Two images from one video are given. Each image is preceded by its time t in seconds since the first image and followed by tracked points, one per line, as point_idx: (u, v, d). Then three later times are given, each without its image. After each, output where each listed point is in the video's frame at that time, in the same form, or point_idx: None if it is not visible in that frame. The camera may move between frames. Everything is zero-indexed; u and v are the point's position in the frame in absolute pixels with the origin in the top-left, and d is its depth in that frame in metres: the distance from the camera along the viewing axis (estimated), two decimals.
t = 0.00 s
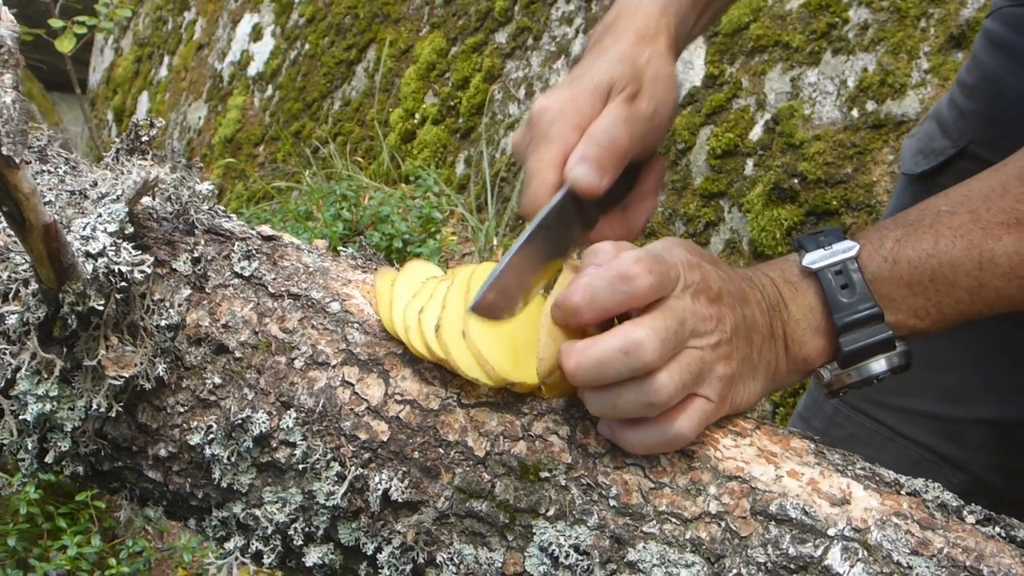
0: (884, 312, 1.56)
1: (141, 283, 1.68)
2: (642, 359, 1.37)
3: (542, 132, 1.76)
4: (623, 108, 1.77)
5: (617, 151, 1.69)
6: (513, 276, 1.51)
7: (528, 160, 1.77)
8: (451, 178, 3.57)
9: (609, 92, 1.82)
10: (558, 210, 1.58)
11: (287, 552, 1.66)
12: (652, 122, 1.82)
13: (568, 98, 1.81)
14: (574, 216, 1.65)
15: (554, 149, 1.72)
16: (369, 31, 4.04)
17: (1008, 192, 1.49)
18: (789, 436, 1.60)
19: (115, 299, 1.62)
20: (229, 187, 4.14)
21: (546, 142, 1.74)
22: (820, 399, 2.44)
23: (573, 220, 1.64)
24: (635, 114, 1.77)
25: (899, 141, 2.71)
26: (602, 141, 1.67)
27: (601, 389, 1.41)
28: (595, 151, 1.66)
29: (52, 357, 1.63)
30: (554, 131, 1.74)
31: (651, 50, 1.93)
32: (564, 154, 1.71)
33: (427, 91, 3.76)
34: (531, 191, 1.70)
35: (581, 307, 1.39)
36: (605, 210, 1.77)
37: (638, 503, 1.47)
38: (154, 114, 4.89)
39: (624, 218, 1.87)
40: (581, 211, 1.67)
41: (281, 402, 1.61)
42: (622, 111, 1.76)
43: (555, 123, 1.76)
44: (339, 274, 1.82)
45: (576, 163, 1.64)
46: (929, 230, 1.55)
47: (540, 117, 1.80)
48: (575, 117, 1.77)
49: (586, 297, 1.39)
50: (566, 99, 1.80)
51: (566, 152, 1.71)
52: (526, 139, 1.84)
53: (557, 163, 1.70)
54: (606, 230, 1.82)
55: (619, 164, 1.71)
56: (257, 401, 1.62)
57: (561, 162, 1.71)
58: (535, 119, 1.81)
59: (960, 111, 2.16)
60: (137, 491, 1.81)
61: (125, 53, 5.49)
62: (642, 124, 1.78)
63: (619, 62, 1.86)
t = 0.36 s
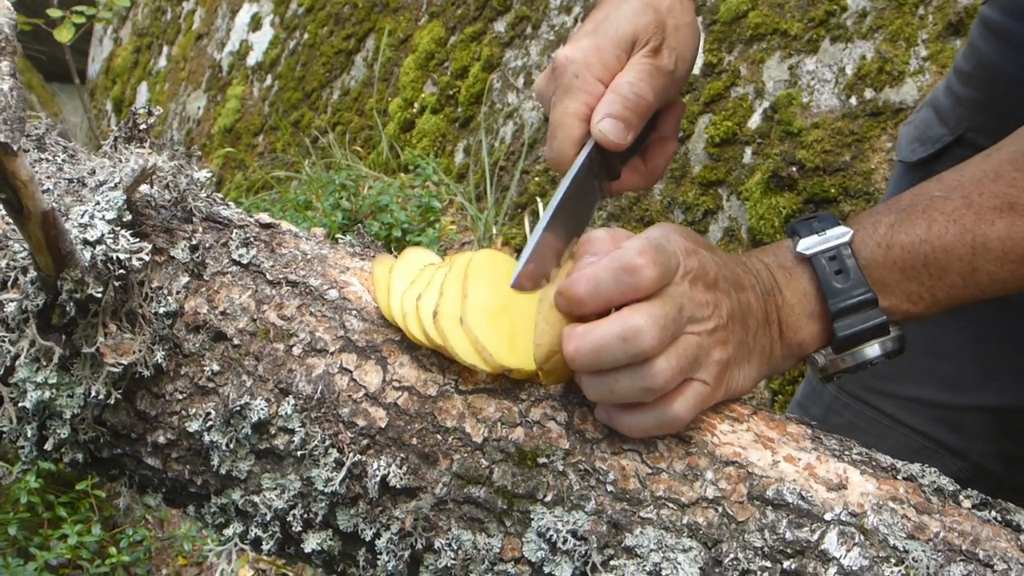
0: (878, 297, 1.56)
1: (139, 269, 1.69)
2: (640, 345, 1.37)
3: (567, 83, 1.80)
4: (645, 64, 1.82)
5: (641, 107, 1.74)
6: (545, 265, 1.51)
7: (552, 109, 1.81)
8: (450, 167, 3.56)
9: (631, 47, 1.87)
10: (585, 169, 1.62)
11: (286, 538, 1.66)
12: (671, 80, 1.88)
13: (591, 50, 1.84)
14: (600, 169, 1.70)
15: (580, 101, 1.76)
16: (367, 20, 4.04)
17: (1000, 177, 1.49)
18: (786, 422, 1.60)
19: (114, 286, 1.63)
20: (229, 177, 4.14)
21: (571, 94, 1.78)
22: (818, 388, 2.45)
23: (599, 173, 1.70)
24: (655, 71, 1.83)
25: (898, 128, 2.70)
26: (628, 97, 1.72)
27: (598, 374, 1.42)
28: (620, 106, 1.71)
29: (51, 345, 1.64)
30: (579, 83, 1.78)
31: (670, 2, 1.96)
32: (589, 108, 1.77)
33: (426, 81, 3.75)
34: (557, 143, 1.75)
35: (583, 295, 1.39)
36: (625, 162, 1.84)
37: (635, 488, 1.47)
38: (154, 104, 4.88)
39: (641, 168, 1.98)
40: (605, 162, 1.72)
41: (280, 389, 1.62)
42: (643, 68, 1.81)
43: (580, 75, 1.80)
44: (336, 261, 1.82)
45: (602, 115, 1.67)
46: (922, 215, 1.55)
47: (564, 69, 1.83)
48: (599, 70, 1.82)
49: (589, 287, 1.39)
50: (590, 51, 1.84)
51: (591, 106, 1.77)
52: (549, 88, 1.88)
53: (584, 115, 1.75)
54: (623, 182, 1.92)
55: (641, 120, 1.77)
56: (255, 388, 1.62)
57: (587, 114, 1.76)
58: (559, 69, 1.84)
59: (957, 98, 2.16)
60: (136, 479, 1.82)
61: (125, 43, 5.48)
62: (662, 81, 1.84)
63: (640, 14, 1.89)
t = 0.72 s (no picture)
0: (880, 302, 1.57)
1: (146, 275, 1.70)
2: (641, 350, 1.38)
3: (572, 97, 1.79)
4: (650, 84, 1.82)
5: (645, 128, 1.74)
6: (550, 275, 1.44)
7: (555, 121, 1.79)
8: (452, 172, 3.57)
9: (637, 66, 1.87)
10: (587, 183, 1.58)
11: (291, 543, 1.67)
12: (672, 101, 1.89)
13: (597, 64, 1.83)
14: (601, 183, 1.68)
15: (584, 116, 1.75)
16: (370, 26, 4.05)
17: (1002, 182, 1.50)
18: (789, 428, 1.61)
19: (120, 292, 1.64)
20: (232, 183, 4.15)
21: (576, 109, 1.77)
22: (820, 394, 2.44)
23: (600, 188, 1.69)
24: (659, 92, 1.83)
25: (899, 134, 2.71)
26: (633, 116, 1.72)
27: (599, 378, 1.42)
28: (625, 124, 1.71)
29: (57, 350, 1.64)
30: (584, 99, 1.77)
31: (677, 22, 1.99)
32: (593, 122, 1.75)
33: (429, 86, 3.76)
34: (559, 157, 1.74)
35: (586, 300, 1.40)
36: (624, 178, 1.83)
37: (639, 494, 1.48)
38: (156, 109, 4.89)
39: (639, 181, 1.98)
40: (606, 179, 1.71)
41: (285, 395, 1.62)
42: (648, 87, 1.81)
43: (586, 90, 1.79)
44: (341, 266, 1.83)
45: (606, 132, 1.67)
46: (924, 220, 1.56)
47: (569, 83, 1.82)
48: (604, 86, 1.80)
49: (593, 291, 1.40)
50: (596, 66, 1.83)
51: (595, 121, 1.75)
52: (552, 99, 1.87)
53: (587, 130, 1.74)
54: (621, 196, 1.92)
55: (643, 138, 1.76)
56: (261, 393, 1.63)
57: (590, 128, 1.74)
58: (563, 82, 1.83)
59: (957, 105, 2.17)
60: (142, 483, 1.84)
61: (128, 48, 5.50)
62: (664, 102, 1.85)
63: (647, 34, 1.90)
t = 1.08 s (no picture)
0: (887, 310, 1.57)
1: (150, 283, 1.70)
2: (647, 359, 1.38)
3: (576, 131, 1.79)
4: (655, 120, 1.83)
5: (649, 166, 1.75)
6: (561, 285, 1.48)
7: (560, 153, 1.79)
8: (457, 180, 3.58)
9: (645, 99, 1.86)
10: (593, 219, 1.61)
11: (295, 552, 1.67)
12: (676, 136, 1.91)
13: (603, 96, 1.82)
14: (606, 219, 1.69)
15: (589, 150, 1.74)
16: (375, 34, 4.07)
17: (1009, 191, 1.50)
18: (793, 437, 1.61)
19: (125, 300, 1.64)
20: (236, 190, 4.16)
21: (580, 141, 1.76)
22: (825, 402, 2.44)
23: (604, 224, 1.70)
24: (664, 128, 1.83)
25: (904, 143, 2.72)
26: (638, 154, 1.73)
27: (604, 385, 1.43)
28: (630, 161, 1.71)
29: (63, 358, 1.65)
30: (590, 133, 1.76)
31: (683, 54, 1.98)
32: (597, 157, 1.74)
33: (433, 94, 3.77)
34: (562, 191, 1.74)
35: (596, 308, 1.40)
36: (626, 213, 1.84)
37: (643, 503, 1.48)
38: (161, 117, 4.91)
39: (642, 213, 1.99)
40: (610, 215, 1.71)
41: (289, 403, 1.63)
42: (654, 124, 1.81)
43: (591, 123, 1.78)
44: (346, 275, 1.84)
45: (611, 168, 1.67)
46: (931, 229, 1.56)
47: (574, 115, 1.80)
48: (610, 119, 1.79)
49: (601, 297, 1.40)
50: (603, 98, 1.81)
51: (600, 155, 1.74)
52: (556, 130, 1.86)
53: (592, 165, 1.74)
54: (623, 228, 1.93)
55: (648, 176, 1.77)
56: (265, 401, 1.63)
57: (595, 163, 1.73)
58: (569, 113, 1.82)
59: (962, 113, 2.17)
60: (146, 492, 1.83)
61: (133, 56, 5.52)
62: (667, 139, 1.85)
63: (654, 66, 1.90)
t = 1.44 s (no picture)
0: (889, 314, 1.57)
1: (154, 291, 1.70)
2: (652, 369, 1.38)
3: (578, 187, 1.73)
4: (658, 175, 1.76)
5: (651, 222, 1.72)
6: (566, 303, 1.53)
7: (560, 207, 1.74)
8: (460, 185, 3.58)
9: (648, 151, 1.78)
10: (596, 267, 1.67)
11: (299, 559, 1.67)
12: (678, 187, 1.84)
13: (605, 146, 1.74)
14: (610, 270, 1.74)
15: (591, 205, 1.70)
16: (377, 39, 4.07)
17: (1010, 194, 1.48)
18: (797, 443, 1.61)
19: (128, 307, 1.65)
20: (239, 196, 4.16)
21: (583, 196, 1.71)
22: (828, 408, 2.44)
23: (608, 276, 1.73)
24: (668, 182, 1.78)
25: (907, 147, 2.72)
26: (640, 210, 1.70)
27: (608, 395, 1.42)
28: (633, 218, 1.69)
29: (66, 366, 1.65)
30: (593, 190, 1.70)
31: (684, 104, 1.88)
32: (599, 212, 1.70)
33: (436, 99, 3.78)
34: (564, 246, 1.71)
35: (600, 315, 1.41)
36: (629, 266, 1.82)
37: (647, 509, 1.47)
38: (164, 123, 4.91)
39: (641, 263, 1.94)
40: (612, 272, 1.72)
41: (293, 410, 1.63)
42: (657, 179, 1.75)
43: (593, 178, 1.71)
44: (348, 282, 1.85)
45: (614, 225, 1.66)
46: (934, 233, 1.56)
47: (575, 167, 1.74)
48: (612, 171, 1.73)
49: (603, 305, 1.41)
50: (604, 151, 1.73)
51: (601, 211, 1.70)
52: (555, 183, 1.79)
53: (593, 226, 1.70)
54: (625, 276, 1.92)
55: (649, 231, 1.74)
56: (269, 409, 1.64)
57: (596, 219, 1.70)
58: (570, 167, 1.75)
59: (964, 117, 2.17)
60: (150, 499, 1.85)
61: (135, 62, 5.53)
62: (671, 190, 1.81)
63: (656, 116, 1.80)
